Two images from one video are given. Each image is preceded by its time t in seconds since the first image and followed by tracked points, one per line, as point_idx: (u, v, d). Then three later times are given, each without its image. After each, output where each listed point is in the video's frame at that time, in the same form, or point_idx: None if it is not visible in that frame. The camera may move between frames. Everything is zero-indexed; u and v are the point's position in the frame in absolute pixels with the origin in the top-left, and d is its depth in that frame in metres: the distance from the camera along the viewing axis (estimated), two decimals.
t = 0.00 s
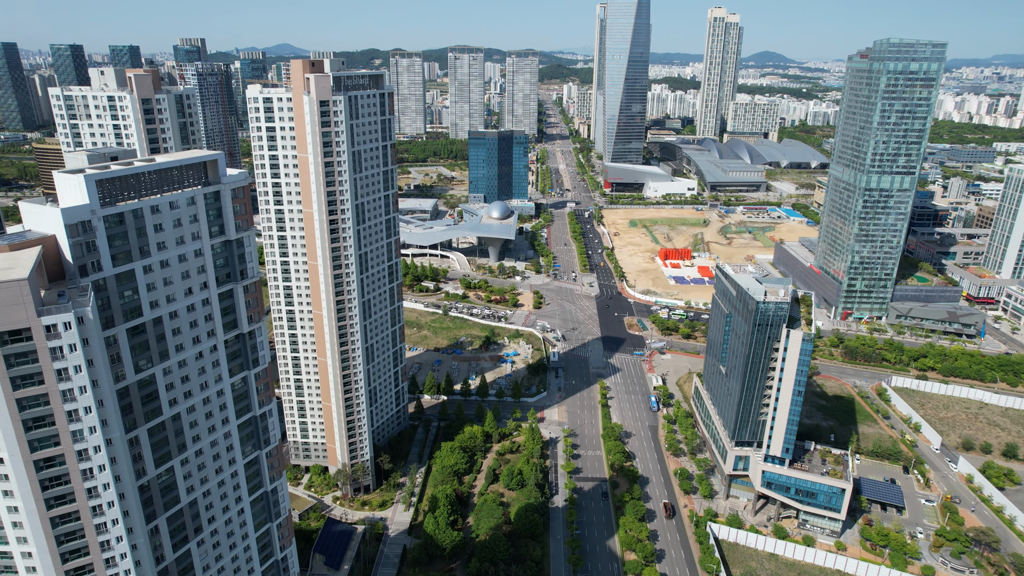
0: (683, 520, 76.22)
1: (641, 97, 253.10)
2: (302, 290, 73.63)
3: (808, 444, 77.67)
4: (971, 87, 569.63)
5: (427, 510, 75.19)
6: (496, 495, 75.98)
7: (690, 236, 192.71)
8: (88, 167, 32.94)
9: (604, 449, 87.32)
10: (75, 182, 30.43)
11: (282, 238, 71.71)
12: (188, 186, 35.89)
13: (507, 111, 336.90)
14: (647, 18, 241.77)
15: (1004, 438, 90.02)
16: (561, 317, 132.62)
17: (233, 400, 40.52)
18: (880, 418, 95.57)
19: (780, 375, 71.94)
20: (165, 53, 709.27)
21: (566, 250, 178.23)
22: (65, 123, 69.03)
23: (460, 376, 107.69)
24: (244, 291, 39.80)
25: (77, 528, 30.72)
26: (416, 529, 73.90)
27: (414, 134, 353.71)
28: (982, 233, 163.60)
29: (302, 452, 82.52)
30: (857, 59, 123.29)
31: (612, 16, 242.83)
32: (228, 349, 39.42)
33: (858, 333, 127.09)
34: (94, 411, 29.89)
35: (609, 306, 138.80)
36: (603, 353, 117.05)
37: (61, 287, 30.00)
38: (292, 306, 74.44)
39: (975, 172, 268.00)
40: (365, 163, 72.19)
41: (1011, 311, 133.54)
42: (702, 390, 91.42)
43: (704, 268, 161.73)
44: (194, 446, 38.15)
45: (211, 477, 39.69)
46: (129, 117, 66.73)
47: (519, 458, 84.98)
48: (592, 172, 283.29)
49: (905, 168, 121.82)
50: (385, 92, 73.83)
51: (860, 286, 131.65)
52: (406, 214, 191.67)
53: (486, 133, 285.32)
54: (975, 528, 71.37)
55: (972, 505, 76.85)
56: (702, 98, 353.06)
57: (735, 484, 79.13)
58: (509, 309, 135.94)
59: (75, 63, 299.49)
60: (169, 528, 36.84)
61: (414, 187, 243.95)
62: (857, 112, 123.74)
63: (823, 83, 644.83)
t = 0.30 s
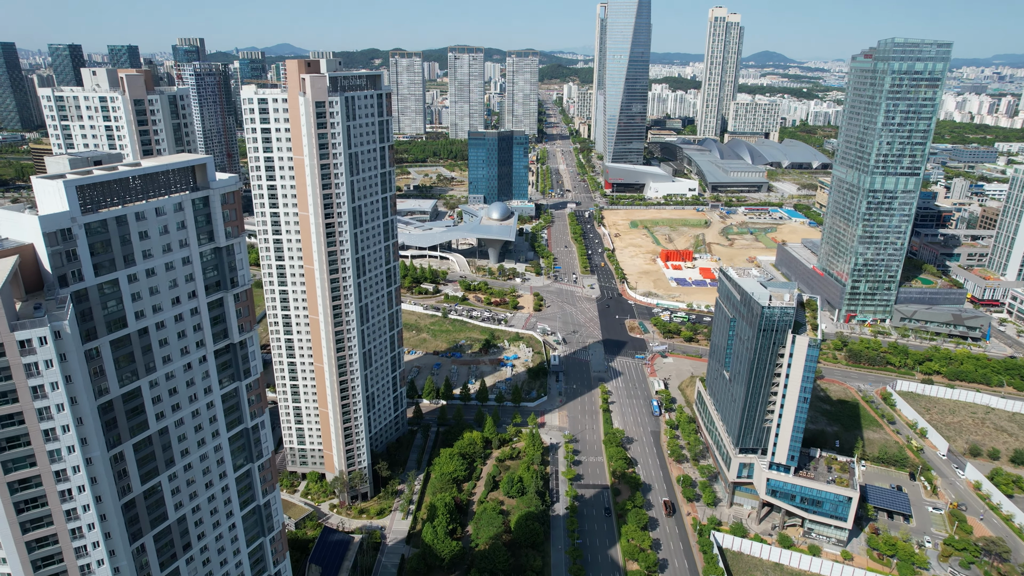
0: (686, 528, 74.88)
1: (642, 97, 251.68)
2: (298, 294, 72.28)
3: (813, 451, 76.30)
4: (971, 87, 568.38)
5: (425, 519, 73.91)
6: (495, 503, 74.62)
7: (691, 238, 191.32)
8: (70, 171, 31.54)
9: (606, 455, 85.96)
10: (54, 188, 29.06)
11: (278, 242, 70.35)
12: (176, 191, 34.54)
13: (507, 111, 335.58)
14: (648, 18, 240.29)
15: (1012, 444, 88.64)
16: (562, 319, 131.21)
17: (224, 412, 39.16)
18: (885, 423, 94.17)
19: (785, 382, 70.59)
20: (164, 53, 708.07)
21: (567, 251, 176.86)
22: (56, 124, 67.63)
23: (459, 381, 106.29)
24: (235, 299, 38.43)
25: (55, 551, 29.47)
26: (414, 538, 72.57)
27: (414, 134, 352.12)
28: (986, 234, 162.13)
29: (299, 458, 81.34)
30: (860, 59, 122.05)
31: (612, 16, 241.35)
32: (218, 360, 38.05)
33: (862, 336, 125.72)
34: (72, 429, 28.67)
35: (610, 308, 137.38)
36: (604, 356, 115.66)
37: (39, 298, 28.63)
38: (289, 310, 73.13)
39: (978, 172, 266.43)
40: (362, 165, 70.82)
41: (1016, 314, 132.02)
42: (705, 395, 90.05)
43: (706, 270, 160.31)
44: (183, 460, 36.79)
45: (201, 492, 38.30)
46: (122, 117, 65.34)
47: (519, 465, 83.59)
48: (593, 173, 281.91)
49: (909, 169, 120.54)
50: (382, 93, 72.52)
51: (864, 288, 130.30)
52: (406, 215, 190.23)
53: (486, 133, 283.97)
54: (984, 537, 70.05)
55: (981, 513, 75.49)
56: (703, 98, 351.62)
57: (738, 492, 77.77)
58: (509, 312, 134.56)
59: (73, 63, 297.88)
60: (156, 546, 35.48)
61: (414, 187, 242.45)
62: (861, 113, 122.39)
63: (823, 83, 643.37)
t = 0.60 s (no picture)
0: (689, 537, 73.50)
1: (643, 97, 250.31)
2: (294, 299, 71.01)
3: (819, 458, 74.94)
4: (972, 87, 567.10)
5: (424, 528, 72.64)
6: (495, 511, 73.24)
7: (692, 239, 189.97)
8: (49, 178, 30.15)
9: (607, 462, 84.69)
10: (30, 195, 27.71)
11: (273, 246, 69.04)
12: (162, 198, 33.13)
13: (507, 111, 334.31)
14: (649, 17, 238.87)
15: (1020, 450, 87.28)
16: (562, 322, 129.83)
17: (213, 425, 37.84)
18: (891, 429, 92.80)
19: (791, 388, 69.19)
20: (164, 54, 707.80)
21: (567, 253, 175.56)
22: (47, 126, 66.29)
23: (458, 385, 104.87)
24: (225, 308, 37.10)
25: None
26: (412, 547, 71.26)
27: (414, 135, 350.78)
28: (990, 235, 160.75)
29: (295, 465, 80.03)
30: (864, 59, 120.74)
31: (613, 16, 239.89)
32: (207, 372, 36.72)
33: (866, 340, 124.35)
34: (48, 450, 27.51)
35: (611, 311, 136.02)
36: (605, 360, 114.27)
37: (13, 310, 27.27)
38: (284, 315, 71.85)
39: (980, 173, 264.84)
40: (359, 167, 69.44)
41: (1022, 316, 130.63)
42: (708, 400, 88.75)
43: (708, 272, 159.00)
44: (171, 476, 35.44)
45: (190, 509, 36.96)
46: (113, 118, 63.97)
47: (519, 472, 82.23)
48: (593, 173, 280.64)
49: (914, 170, 119.18)
50: (380, 94, 71.16)
51: (868, 291, 128.89)
52: (405, 217, 188.86)
53: (486, 134, 282.59)
54: (994, 547, 68.79)
55: (990, 522, 74.20)
56: (703, 98, 350.14)
57: (742, 500, 76.35)
58: (509, 314, 133.13)
59: (71, 63, 296.54)
60: (141, 567, 34.21)
61: (414, 188, 241.14)
62: (864, 113, 121.06)
63: (823, 83, 642.11)
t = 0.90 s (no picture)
0: (692, 546, 72.10)
1: (643, 98, 248.83)
2: (289, 304, 69.76)
3: (825, 466, 73.50)
4: (973, 87, 565.08)
5: (422, 537, 71.26)
6: (495, 520, 71.89)
7: (693, 241, 188.63)
8: (27, 184, 28.80)
9: (609, 469, 83.33)
10: (4, 203, 26.33)
11: (268, 249, 67.71)
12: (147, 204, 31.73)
13: (507, 111, 332.86)
14: (649, 17, 237.28)
15: None
16: (563, 325, 128.43)
17: (203, 439, 36.47)
18: (896, 434, 91.34)
19: (797, 396, 67.80)
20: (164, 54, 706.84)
21: (567, 255, 174.16)
22: (36, 127, 64.75)
23: (458, 390, 103.47)
24: (213, 319, 35.68)
25: None
26: (410, 557, 69.88)
27: (413, 135, 349.12)
28: (994, 237, 159.29)
29: (292, 473, 78.69)
30: (868, 59, 119.44)
31: (613, 16, 238.33)
32: (195, 385, 35.33)
33: (870, 343, 122.94)
34: (20, 474, 26.20)
35: (612, 314, 134.58)
36: (606, 363, 112.86)
37: None
38: (280, 320, 70.59)
39: (983, 173, 263.13)
40: (356, 170, 68.08)
41: None
42: (711, 405, 87.41)
43: (709, 274, 157.67)
44: (157, 494, 34.06)
45: (177, 527, 35.58)
46: (105, 120, 62.43)
47: (519, 479, 80.84)
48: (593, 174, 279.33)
49: (918, 172, 117.86)
50: (377, 95, 69.78)
51: (871, 293, 127.52)
52: (404, 218, 187.46)
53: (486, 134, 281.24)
54: (1004, 557, 67.39)
55: (999, 531, 72.79)
56: (704, 98, 348.57)
57: (746, 508, 74.91)
58: (509, 317, 131.71)
59: (69, 62, 294.87)
60: None
61: (413, 189, 239.71)
62: (868, 114, 119.73)
63: (823, 83, 640.50)
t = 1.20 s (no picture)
0: (696, 556, 70.70)
1: (643, 98, 247.49)
2: (285, 310, 68.43)
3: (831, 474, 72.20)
4: (974, 87, 563.47)
5: (420, 547, 69.93)
6: (494, 530, 70.61)
7: (695, 242, 187.32)
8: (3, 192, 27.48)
9: (611, 476, 82.00)
10: None
11: (263, 253, 66.40)
12: (131, 211, 30.36)
13: (507, 112, 331.46)
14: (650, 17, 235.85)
15: None
16: (563, 328, 127.05)
17: (191, 455, 35.10)
18: (902, 440, 89.93)
19: (803, 403, 66.47)
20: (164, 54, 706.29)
21: (568, 256, 172.84)
22: (26, 129, 63.28)
23: (457, 395, 102.09)
24: (202, 330, 34.30)
25: None
26: (408, 568, 68.55)
27: (413, 135, 347.67)
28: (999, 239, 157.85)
29: (288, 480, 77.35)
30: (872, 59, 118.09)
31: (614, 16, 236.91)
32: (183, 398, 33.96)
33: (874, 346, 121.54)
34: None
35: (613, 317, 133.16)
36: (608, 367, 111.47)
37: None
38: (275, 325, 69.22)
39: (985, 174, 261.73)
40: (353, 172, 66.76)
41: None
42: (714, 411, 86.09)
43: (711, 276, 156.31)
44: (142, 512, 32.72)
45: (164, 546, 34.24)
46: (96, 122, 61.08)
47: (519, 487, 79.54)
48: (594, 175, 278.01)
49: (923, 173, 116.51)
50: (374, 96, 68.44)
51: (875, 296, 126.13)
52: (403, 220, 186.14)
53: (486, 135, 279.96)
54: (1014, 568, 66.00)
55: (1008, 541, 71.40)
56: (705, 98, 347.03)
57: (751, 516, 73.49)
58: (509, 320, 130.31)
59: (67, 62, 293.41)
60: None
61: (413, 190, 238.41)
62: (872, 114, 118.36)
63: (824, 83, 639.27)
